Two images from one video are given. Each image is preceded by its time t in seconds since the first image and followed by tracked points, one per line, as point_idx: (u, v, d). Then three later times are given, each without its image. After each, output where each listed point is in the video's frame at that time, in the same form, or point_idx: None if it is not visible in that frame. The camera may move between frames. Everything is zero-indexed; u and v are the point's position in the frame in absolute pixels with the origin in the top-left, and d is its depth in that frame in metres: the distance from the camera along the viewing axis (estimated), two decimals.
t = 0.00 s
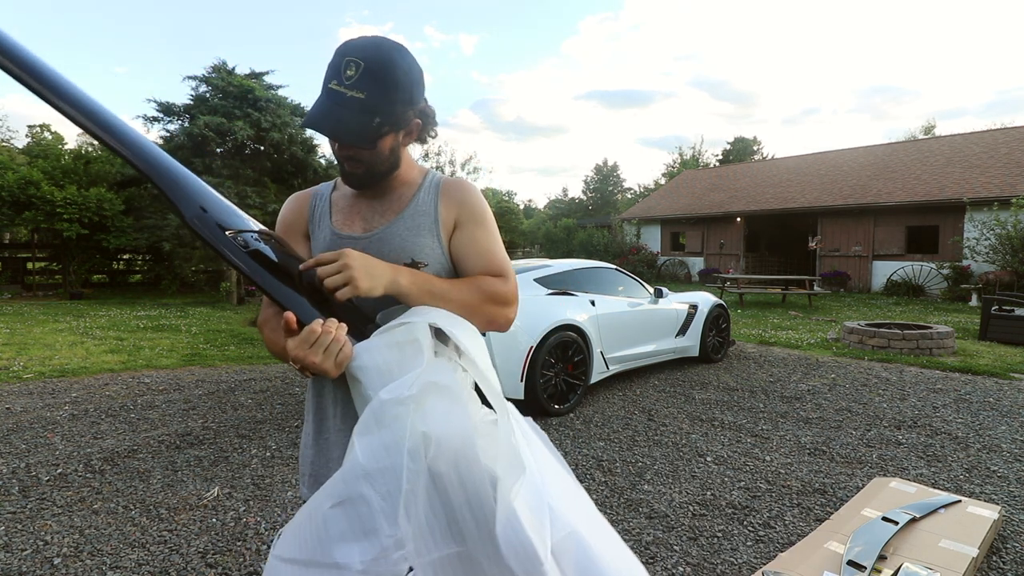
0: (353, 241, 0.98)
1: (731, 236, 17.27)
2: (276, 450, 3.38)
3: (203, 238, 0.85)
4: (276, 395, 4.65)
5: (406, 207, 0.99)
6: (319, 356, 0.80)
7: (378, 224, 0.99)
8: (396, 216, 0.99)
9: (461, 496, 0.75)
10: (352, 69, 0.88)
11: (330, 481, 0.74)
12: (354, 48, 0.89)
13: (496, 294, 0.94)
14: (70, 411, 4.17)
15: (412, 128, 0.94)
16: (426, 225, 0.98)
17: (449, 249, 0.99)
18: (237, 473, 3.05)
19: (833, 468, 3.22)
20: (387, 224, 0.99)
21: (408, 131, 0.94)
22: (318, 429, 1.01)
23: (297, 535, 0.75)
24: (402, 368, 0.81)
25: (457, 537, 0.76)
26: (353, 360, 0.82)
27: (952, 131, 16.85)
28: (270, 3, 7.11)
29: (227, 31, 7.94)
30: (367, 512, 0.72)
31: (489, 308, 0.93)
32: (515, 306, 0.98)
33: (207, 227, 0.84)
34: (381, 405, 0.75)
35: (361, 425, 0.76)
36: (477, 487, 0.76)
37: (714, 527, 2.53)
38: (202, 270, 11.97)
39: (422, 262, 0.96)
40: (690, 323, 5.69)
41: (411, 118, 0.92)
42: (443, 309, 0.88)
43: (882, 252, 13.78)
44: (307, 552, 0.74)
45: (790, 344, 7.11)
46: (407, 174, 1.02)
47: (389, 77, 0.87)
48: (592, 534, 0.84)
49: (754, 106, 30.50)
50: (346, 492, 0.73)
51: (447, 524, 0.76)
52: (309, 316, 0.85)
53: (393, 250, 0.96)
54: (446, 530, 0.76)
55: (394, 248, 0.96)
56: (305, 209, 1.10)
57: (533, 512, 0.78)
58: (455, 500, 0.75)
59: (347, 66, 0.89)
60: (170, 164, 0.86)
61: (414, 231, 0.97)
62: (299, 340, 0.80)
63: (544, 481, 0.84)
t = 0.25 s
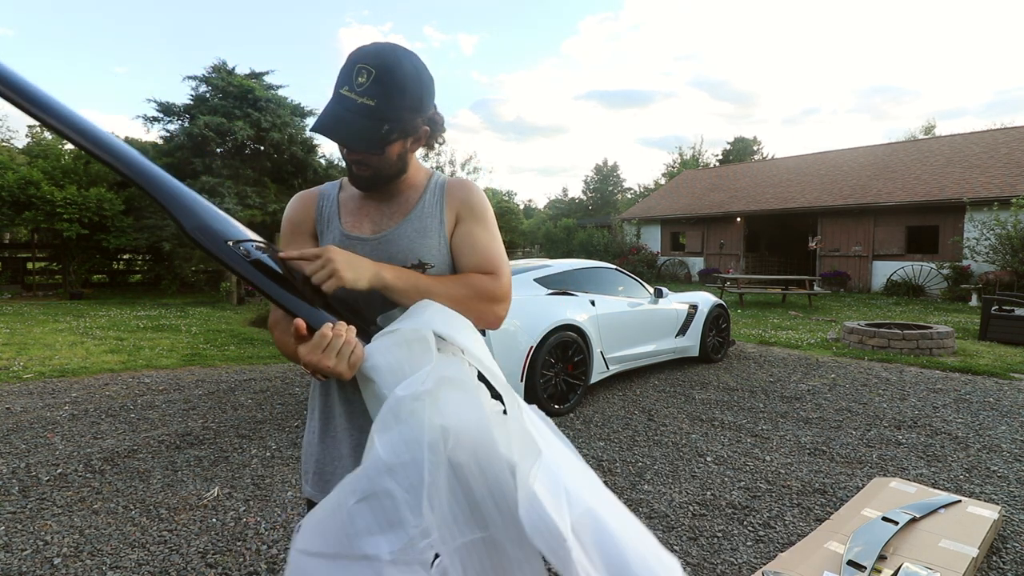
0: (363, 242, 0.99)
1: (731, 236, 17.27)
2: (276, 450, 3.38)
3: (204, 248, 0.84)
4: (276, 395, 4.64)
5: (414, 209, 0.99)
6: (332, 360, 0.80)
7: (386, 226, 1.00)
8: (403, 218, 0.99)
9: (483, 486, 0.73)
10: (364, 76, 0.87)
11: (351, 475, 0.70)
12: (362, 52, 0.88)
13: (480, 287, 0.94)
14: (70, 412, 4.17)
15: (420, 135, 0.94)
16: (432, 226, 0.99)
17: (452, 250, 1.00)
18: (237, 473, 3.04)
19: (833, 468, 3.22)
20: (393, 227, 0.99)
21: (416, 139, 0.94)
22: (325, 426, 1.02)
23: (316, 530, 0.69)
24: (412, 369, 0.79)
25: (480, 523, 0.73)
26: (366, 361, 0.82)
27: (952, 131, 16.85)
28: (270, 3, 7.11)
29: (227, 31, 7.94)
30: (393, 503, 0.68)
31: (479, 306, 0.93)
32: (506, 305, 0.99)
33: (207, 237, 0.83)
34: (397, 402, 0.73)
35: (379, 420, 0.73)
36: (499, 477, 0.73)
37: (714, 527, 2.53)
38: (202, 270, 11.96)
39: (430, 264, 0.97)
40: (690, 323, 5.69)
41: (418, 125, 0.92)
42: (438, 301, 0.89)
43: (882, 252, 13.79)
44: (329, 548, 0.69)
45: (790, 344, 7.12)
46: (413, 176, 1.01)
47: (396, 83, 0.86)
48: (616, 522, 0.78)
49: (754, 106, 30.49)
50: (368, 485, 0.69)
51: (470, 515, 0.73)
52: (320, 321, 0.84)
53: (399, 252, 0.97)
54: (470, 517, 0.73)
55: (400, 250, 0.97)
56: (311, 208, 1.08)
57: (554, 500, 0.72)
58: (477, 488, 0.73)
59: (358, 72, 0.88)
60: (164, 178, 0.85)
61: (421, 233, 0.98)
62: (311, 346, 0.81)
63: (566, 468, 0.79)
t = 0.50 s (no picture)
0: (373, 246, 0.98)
1: (731, 236, 17.27)
2: (276, 451, 3.38)
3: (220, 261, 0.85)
4: (276, 395, 4.64)
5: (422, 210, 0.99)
6: (355, 345, 0.79)
7: (396, 229, 0.99)
8: (411, 222, 0.99)
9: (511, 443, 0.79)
10: (364, 84, 0.88)
11: (388, 447, 0.73)
12: (366, 64, 0.88)
13: (474, 285, 0.94)
14: (69, 412, 4.17)
15: (424, 143, 0.93)
16: (440, 228, 0.99)
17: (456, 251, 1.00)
18: (237, 473, 3.04)
19: (833, 468, 3.22)
20: (401, 231, 0.99)
21: (419, 145, 0.93)
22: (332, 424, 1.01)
23: (361, 500, 0.73)
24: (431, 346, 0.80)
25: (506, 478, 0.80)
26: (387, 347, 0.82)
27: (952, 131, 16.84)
28: (270, 3, 7.10)
29: (227, 31, 7.94)
30: (434, 469, 0.73)
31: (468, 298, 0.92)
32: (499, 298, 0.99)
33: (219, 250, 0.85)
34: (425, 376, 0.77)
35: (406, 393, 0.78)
36: (527, 440, 0.78)
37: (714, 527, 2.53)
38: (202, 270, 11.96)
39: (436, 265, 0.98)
40: (690, 323, 5.69)
41: (421, 132, 0.91)
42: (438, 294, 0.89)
43: (882, 252, 13.78)
44: (374, 516, 0.73)
45: (790, 344, 7.11)
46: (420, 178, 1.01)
47: (398, 88, 0.86)
48: (655, 469, 0.76)
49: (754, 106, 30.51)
50: (409, 453, 0.73)
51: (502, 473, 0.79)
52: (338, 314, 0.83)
53: (407, 255, 0.97)
54: (498, 472, 0.79)
55: (408, 253, 0.97)
56: (321, 208, 1.06)
57: (581, 451, 0.75)
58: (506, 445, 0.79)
59: (361, 81, 0.88)
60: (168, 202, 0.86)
61: (429, 235, 0.98)
62: (334, 330, 0.79)
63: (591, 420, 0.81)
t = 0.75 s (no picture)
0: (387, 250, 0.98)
1: (731, 236, 17.28)
2: (276, 451, 3.38)
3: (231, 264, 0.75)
4: (276, 395, 4.64)
5: (433, 214, 1.00)
6: (380, 330, 0.79)
7: (406, 231, 0.99)
8: (420, 224, 0.99)
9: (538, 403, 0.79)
10: (362, 96, 0.87)
11: (430, 418, 0.70)
12: (370, 71, 0.87)
13: (482, 279, 0.95)
14: (70, 411, 4.17)
15: (426, 148, 0.93)
16: (450, 229, 1.00)
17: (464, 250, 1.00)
18: (237, 473, 3.04)
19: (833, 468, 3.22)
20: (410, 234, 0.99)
21: (421, 152, 0.93)
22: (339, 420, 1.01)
23: (403, 479, 0.70)
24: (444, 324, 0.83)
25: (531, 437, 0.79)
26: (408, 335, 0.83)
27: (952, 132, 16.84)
28: (269, 3, 7.11)
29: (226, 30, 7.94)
30: (476, 433, 0.71)
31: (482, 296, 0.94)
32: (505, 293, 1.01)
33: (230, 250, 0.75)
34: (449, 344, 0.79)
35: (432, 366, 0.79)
36: (552, 399, 0.79)
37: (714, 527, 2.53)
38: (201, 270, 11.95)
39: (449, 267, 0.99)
40: (690, 323, 5.69)
41: (426, 139, 0.92)
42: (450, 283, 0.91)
43: (882, 252, 13.78)
44: (420, 493, 0.69)
45: (790, 344, 7.11)
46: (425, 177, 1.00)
47: (406, 98, 0.87)
48: (686, 408, 0.75)
49: (754, 106, 30.50)
50: (451, 421, 0.70)
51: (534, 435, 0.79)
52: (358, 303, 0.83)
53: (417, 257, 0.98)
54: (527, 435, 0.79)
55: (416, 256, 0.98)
56: (326, 212, 1.02)
57: (612, 400, 0.75)
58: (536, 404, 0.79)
59: (360, 91, 0.88)
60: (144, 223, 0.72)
61: (441, 237, 0.99)
62: (356, 318, 0.78)
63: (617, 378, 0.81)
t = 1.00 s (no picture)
0: (391, 251, 0.97)
1: (731, 236, 17.28)
2: (276, 450, 3.38)
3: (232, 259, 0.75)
4: (276, 395, 4.64)
5: (438, 214, 1.00)
6: (387, 315, 0.80)
7: (408, 233, 0.99)
8: (423, 223, 0.99)
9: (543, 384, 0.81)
10: (358, 95, 0.87)
11: (443, 399, 0.71)
12: (367, 70, 0.87)
13: (494, 277, 0.97)
14: (69, 411, 4.17)
15: (424, 145, 0.93)
16: (454, 228, 1.01)
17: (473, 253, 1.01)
18: (237, 473, 3.04)
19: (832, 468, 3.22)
20: (414, 233, 0.99)
21: (419, 149, 0.93)
22: (344, 416, 1.01)
23: (421, 463, 0.68)
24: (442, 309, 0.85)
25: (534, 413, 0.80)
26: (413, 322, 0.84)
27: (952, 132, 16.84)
28: (269, 2, 7.12)
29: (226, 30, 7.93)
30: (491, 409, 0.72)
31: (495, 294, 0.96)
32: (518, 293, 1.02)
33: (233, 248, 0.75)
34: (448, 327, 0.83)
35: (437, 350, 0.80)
36: (558, 381, 0.82)
37: (714, 527, 2.53)
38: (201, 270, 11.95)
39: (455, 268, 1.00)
40: (690, 323, 5.69)
41: (424, 139, 0.92)
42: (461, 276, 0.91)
43: (882, 252, 13.78)
44: (439, 473, 0.67)
45: (790, 344, 7.11)
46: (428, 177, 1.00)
47: (403, 97, 0.87)
48: (698, 390, 0.84)
49: (753, 106, 30.51)
50: (465, 400, 0.71)
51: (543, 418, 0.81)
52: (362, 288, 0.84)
53: (422, 257, 0.98)
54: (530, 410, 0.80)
55: (420, 256, 0.98)
56: (329, 215, 1.02)
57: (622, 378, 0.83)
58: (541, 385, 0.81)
59: (355, 90, 0.88)
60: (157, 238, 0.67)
61: (447, 238, 0.99)
62: (362, 302, 0.79)
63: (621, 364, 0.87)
